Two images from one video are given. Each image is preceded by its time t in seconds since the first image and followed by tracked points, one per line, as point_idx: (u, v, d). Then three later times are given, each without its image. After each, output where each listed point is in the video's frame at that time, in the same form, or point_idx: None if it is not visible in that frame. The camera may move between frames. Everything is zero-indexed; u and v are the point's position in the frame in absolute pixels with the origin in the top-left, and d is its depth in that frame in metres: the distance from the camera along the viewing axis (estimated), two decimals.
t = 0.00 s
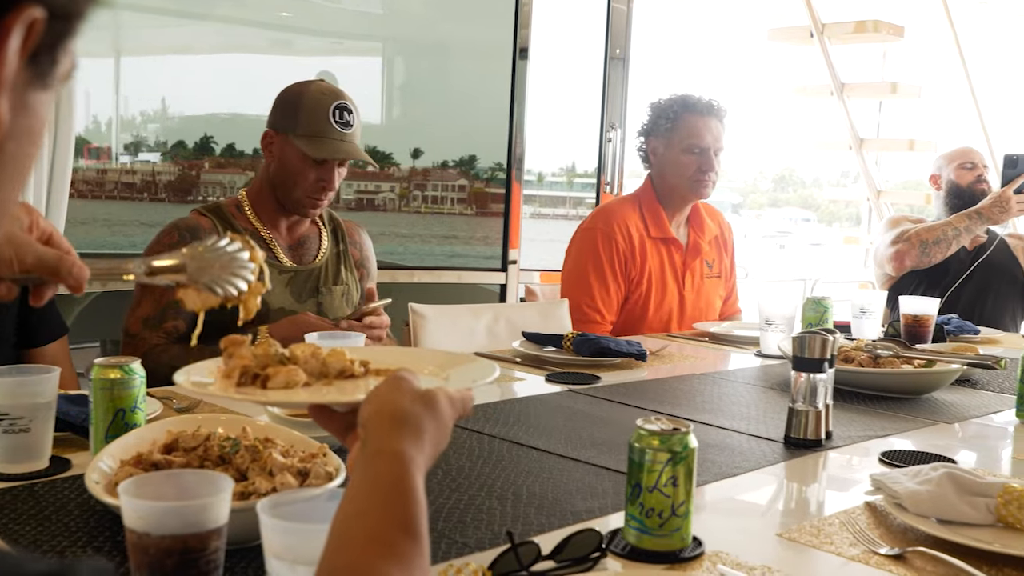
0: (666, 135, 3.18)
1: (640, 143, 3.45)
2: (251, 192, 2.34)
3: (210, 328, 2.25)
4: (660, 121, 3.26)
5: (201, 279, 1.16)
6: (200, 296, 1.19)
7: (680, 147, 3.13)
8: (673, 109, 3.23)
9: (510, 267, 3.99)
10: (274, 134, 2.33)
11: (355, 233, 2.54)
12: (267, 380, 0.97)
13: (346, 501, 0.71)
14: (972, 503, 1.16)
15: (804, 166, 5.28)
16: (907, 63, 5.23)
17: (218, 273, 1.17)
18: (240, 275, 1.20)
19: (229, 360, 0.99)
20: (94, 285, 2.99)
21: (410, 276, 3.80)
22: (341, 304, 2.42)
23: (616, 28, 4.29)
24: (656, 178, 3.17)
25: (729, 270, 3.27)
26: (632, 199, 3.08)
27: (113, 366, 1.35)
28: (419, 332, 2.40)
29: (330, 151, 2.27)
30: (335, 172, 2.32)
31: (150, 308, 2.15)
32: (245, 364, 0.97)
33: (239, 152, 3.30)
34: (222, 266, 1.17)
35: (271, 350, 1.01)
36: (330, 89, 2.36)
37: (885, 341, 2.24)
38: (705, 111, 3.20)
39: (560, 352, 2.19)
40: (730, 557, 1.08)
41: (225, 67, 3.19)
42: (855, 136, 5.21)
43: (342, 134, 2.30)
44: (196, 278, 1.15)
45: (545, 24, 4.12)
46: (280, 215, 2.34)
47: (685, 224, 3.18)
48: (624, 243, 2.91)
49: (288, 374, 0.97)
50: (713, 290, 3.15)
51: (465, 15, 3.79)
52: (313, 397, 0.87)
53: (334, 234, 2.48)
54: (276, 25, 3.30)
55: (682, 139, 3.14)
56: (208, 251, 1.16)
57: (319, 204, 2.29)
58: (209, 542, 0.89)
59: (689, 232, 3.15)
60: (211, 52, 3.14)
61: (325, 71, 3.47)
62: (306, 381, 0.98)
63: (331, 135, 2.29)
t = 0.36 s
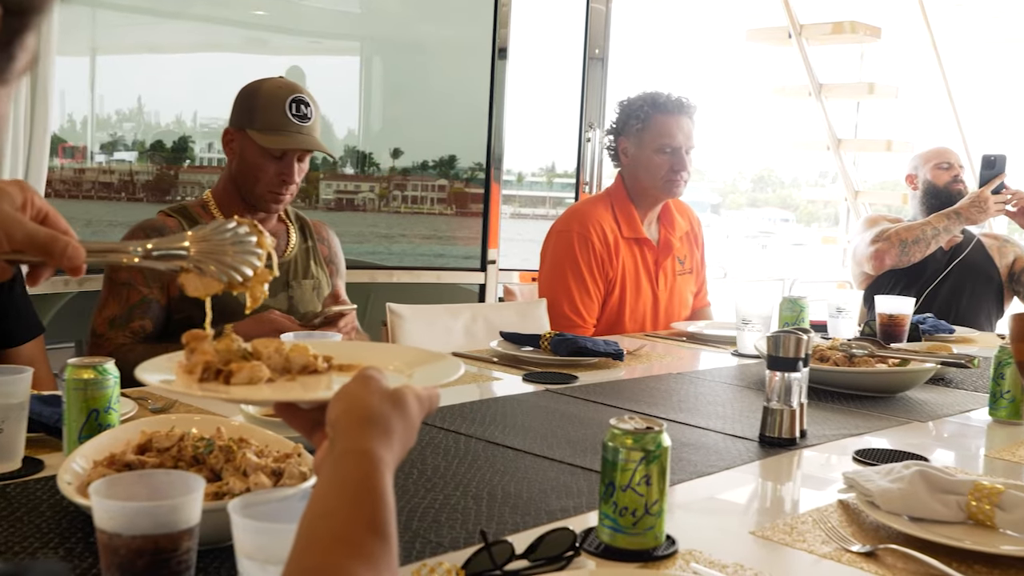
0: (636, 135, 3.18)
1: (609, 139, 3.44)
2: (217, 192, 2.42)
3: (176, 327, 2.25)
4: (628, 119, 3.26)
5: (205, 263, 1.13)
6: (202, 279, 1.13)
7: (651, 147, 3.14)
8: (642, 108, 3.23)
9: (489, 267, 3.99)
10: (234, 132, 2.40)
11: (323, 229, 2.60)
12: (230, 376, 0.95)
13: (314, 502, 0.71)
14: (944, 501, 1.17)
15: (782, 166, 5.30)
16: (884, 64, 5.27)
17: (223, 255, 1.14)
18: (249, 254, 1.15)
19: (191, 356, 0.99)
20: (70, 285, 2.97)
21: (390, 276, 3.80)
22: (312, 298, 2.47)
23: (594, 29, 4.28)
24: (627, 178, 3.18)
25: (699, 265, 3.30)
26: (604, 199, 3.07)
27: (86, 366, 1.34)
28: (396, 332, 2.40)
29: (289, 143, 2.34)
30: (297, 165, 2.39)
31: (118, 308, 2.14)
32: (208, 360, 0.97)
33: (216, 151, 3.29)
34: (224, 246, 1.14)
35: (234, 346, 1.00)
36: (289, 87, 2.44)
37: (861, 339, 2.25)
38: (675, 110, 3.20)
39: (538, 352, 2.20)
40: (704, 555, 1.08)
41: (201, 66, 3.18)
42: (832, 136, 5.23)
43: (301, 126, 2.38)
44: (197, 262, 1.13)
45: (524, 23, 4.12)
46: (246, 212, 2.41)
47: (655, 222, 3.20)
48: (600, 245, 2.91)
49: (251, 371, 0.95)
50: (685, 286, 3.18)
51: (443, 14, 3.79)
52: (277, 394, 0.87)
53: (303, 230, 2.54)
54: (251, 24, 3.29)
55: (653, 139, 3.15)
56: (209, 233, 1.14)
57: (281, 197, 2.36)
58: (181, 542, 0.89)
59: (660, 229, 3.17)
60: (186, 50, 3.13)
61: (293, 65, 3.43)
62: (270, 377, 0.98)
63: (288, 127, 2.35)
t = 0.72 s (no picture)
0: (601, 132, 3.20)
1: (571, 136, 3.45)
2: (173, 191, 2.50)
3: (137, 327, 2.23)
4: (591, 115, 3.27)
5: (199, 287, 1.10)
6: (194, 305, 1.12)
7: (616, 144, 3.15)
8: (606, 105, 3.24)
9: (461, 268, 4.02)
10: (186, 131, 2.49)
11: (282, 224, 2.68)
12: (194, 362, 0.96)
13: (281, 497, 0.71)
14: (908, 498, 1.19)
15: (755, 167, 5.34)
16: (855, 65, 5.32)
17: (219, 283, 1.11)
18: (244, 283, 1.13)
19: (154, 342, 1.00)
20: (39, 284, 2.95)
21: (362, 276, 3.79)
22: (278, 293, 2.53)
23: (567, 30, 4.33)
24: (592, 174, 3.19)
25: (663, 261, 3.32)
26: (571, 196, 3.08)
27: (53, 367, 1.33)
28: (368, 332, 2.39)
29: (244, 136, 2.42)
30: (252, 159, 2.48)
31: (78, 311, 2.14)
32: (170, 346, 0.97)
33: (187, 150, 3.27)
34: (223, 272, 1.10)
35: (198, 332, 1.01)
36: (240, 80, 2.50)
37: (829, 338, 2.27)
38: (640, 107, 3.22)
39: (509, 352, 2.20)
40: (670, 553, 1.09)
41: (172, 65, 3.17)
42: (804, 138, 5.28)
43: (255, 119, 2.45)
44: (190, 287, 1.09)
45: (498, 23, 4.13)
46: (204, 209, 2.49)
47: (619, 218, 3.22)
48: (570, 242, 2.92)
49: (215, 358, 0.95)
50: (651, 282, 3.20)
51: (415, 14, 3.79)
52: (237, 382, 0.88)
53: (263, 226, 2.62)
54: (222, 23, 3.27)
55: (617, 136, 3.17)
56: (209, 259, 1.09)
57: (237, 191, 2.44)
58: (147, 540, 0.89)
59: (624, 225, 3.19)
60: (157, 49, 3.12)
61: (260, 62, 3.39)
62: (233, 364, 0.98)
63: (242, 121, 2.43)
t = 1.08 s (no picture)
0: (560, 130, 3.22)
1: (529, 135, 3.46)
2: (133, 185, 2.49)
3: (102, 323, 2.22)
4: (548, 113, 3.29)
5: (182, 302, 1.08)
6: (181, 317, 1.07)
7: (573, 142, 3.17)
8: (563, 103, 3.26)
9: (433, 264, 4.04)
10: (143, 124, 2.50)
11: (246, 217, 2.69)
12: (162, 350, 0.95)
13: (252, 487, 0.72)
14: (872, 492, 1.20)
15: (727, 167, 5.36)
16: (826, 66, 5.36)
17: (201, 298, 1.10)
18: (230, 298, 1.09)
19: (122, 328, 0.99)
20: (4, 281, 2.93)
21: (334, 274, 3.78)
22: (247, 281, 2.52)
23: (540, 27, 4.33)
24: (551, 171, 3.21)
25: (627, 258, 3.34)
26: (530, 195, 3.09)
27: (20, 361, 1.33)
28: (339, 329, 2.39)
29: (201, 126, 2.42)
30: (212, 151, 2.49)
31: (40, 307, 2.12)
32: (138, 333, 0.97)
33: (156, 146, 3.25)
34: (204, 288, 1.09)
35: (166, 319, 1.01)
36: (197, 72, 2.50)
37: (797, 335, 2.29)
38: (596, 105, 3.24)
39: (480, 348, 2.20)
40: (637, 545, 1.10)
41: (141, 60, 3.15)
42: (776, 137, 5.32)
43: (213, 110, 2.46)
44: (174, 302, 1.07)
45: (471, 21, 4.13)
46: (165, 203, 2.48)
47: (581, 215, 3.24)
48: (532, 240, 2.93)
49: (183, 345, 0.95)
50: (616, 278, 3.21)
51: (387, 10, 3.78)
52: (206, 370, 0.88)
53: (227, 219, 2.63)
54: (192, 18, 3.25)
55: (576, 134, 3.18)
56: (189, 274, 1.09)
57: (199, 182, 2.45)
58: (114, 534, 0.89)
59: (586, 222, 3.21)
60: (125, 44, 3.10)
61: (231, 58, 3.37)
62: (202, 351, 0.98)
63: (200, 112, 2.44)
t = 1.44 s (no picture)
0: (518, 126, 3.22)
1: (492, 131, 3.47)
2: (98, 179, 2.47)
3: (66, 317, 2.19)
4: (507, 109, 3.30)
5: (158, 289, 1.04)
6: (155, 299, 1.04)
7: (532, 138, 3.17)
8: (520, 100, 3.27)
9: (404, 260, 4.03)
10: (107, 117, 2.47)
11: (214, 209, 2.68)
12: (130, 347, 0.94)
13: (221, 483, 0.71)
14: (837, 484, 1.22)
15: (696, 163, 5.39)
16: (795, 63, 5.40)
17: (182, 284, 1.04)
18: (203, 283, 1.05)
19: (89, 325, 0.98)
20: None
21: (304, 269, 3.76)
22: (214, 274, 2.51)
23: (512, 23, 4.32)
24: (511, 167, 3.21)
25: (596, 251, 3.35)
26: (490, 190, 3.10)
27: None
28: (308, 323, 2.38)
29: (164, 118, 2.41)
30: (176, 143, 2.47)
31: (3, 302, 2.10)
32: (106, 329, 0.96)
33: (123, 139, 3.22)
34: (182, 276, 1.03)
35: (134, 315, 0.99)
36: (160, 63, 2.49)
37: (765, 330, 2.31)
38: (553, 100, 3.25)
39: (451, 343, 2.20)
40: (605, 538, 1.11)
41: (109, 52, 3.12)
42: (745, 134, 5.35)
43: (176, 102, 2.44)
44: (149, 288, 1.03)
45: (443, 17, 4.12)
46: (130, 196, 2.46)
47: (546, 210, 3.24)
48: (491, 235, 2.94)
49: (152, 342, 0.94)
50: (584, 271, 3.22)
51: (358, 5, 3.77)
52: (174, 368, 0.87)
53: (194, 211, 2.61)
54: (162, 11, 3.22)
55: (534, 130, 3.19)
56: (166, 255, 1.03)
57: (162, 175, 2.43)
58: (79, 530, 0.88)
59: (551, 216, 3.21)
60: (93, 36, 3.06)
61: (207, 52, 3.36)
62: (170, 348, 0.97)
63: (162, 103, 2.42)
